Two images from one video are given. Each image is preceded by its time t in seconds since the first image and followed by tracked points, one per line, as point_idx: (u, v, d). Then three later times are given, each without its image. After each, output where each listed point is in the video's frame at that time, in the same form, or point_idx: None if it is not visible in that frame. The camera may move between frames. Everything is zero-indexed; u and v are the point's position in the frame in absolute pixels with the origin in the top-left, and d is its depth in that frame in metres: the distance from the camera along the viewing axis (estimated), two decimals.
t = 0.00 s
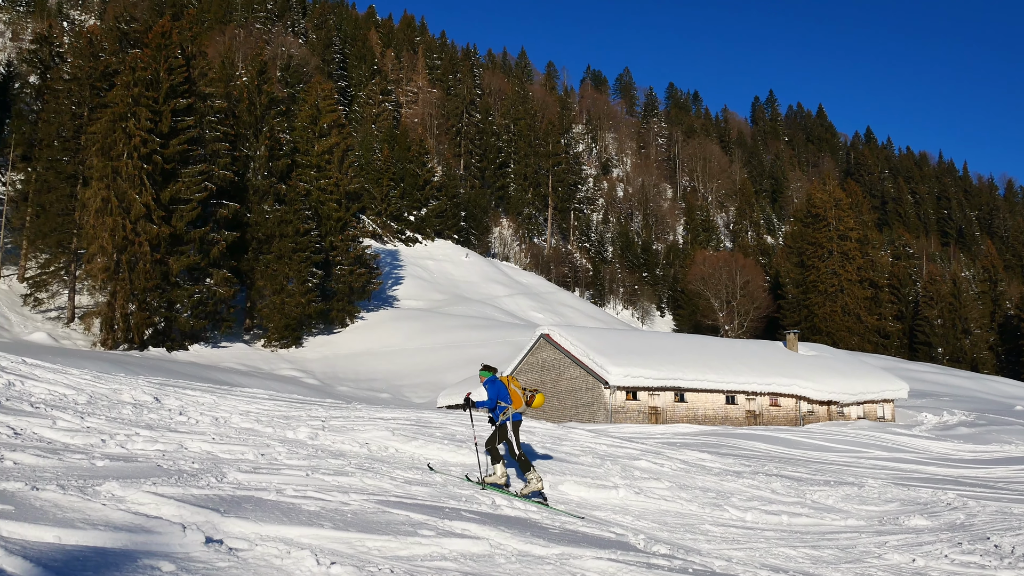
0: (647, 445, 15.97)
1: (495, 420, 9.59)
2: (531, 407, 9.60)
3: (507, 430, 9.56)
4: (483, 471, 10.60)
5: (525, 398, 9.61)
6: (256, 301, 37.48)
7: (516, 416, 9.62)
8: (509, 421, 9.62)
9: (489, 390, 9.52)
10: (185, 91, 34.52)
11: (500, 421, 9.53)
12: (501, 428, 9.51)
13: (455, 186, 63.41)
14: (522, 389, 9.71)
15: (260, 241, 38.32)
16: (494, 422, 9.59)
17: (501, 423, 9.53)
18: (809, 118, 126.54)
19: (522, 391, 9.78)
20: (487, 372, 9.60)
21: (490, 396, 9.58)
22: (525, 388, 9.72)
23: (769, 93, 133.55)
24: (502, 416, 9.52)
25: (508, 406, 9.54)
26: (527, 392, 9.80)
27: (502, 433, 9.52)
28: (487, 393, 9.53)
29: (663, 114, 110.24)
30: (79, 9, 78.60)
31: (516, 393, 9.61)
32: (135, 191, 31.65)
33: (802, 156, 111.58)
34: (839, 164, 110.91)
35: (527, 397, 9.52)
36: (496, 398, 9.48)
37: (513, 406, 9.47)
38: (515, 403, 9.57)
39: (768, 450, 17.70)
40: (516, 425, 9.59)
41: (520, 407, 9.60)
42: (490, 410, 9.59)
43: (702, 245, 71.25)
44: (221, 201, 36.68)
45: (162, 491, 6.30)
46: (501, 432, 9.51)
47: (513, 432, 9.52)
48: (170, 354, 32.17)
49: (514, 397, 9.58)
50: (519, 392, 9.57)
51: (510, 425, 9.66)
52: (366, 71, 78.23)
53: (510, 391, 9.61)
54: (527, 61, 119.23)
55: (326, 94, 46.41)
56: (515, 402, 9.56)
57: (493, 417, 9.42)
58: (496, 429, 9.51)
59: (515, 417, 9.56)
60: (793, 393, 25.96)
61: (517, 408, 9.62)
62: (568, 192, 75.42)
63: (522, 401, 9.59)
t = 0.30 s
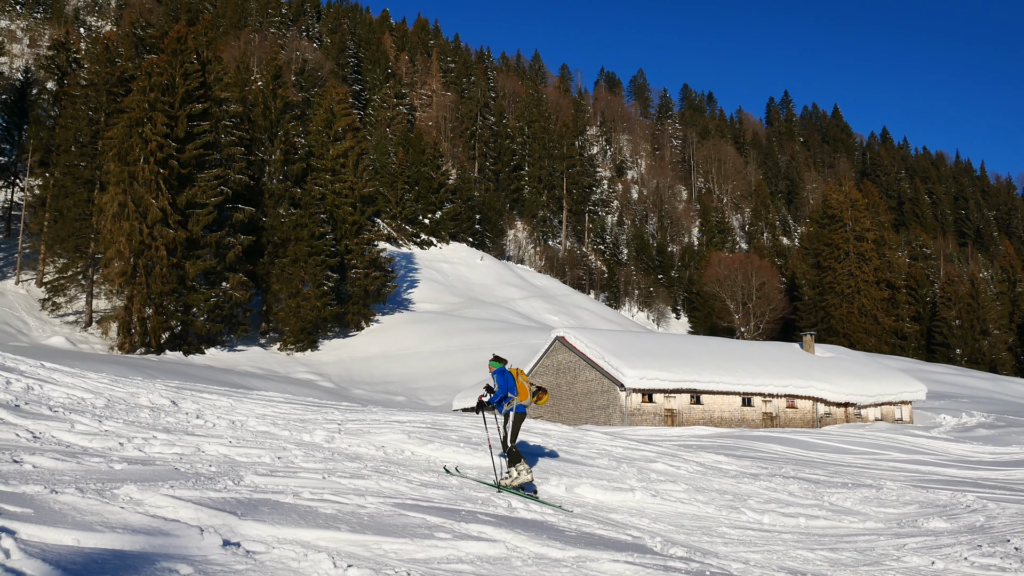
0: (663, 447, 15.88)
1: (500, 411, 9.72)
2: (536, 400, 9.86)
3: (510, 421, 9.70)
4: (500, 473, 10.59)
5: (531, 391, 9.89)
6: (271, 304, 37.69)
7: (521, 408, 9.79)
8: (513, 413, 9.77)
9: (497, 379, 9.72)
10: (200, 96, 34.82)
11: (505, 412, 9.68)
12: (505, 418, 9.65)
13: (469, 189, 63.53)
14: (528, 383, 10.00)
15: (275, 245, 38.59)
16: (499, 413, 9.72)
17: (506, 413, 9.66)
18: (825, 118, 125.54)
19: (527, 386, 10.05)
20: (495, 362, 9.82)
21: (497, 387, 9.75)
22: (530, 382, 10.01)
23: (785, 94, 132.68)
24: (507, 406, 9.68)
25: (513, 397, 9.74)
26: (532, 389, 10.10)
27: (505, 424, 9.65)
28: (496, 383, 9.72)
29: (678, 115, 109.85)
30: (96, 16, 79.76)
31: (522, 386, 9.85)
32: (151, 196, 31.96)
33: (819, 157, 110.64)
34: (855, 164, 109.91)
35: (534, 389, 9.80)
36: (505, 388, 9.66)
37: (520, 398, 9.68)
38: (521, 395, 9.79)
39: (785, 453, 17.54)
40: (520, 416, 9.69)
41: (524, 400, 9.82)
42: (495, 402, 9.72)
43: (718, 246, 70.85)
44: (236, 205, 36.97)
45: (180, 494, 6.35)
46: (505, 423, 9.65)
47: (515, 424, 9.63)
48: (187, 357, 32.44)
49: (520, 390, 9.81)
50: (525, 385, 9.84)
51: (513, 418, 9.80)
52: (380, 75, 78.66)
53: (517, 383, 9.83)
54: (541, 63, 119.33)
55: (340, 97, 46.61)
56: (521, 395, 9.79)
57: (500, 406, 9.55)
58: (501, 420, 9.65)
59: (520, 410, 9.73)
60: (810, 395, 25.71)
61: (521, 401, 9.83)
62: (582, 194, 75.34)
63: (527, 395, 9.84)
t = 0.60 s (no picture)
0: (679, 449, 15.78)
1: (507, 413, 9.68)
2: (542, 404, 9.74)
3: (515, 423, 9.64)
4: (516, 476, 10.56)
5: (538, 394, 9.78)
6: (287, 308, 37.91)
7: (527, 411, 9.70)
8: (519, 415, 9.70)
9: (504, 381, 9.67)
10: (215, 100, 35.11)
11: (511, 414, 9.63)
12: (510, 421, 9.62)
13: (484, 192, 63.77)
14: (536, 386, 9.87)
15: (291, 248, 38.85)
16: (505, 415, 9.68)
17: (511, 415, 9.61)
18: (840, 119, 124.61)
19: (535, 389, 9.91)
20: (503, 364, 9.74)
21: (503, 389, 9.70)
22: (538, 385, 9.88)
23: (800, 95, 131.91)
24: (513, 409, 9.61)
25: (520, 400, 9.64)
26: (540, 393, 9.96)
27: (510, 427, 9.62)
28: (502, 385, 9.67)
29: (692, 117, 109.49)
30: (112, 22, 80.72)
31: (530, 389, 9.73)
32: (167, 200, 32.27)
33: (834, 158, 109.78)
34: (871, 165, 108.96)
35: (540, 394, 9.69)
36: (511, 390, 9.60)
37: (526, 401, 9.57)
38: (528, 398, 9.68)
39: (802, 455, 17.36)
40: (525, 420, 9.61)
41: (531, 404, 9.71)
42: (502, 403, 9.69)
43: (733, 247, 70.50)
44: (252, 209, 37.27)
45: (197, 498, 6.38)
46: (510, 425, 9.61)
47: (519, 426, 9.55)
48: (203, 361, 32.69)
49: (527, 393, 9.70)
50: (532, 389, 9.71)
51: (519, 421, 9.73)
52: (394, 78, 79.17)
53: (524, 385, 9.72)
54: (554, 65, 119.40)
55: (355, 102, 46.91)
56: (527, 398, 9.67)
57: (505, 408, 9.52)
58: (506, 421, 9.65)
59: (526, 413, 9.64)
60: (827, 397, 25.47)
61: (528, 405, 9.72)
62: (597, 197, 75.20)
63: (534, 398, 9.73)
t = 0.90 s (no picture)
0: (695, 452, 15.66)
1: (506, 419, 9.68)
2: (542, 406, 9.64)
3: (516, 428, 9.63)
4: (532, 479, 10.52)
5: (536, 397, 9.68)
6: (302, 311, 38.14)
7: (526, 415, 9.66)
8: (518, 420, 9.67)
9: (500, 387, 9.64)
10: (231, 105, 35.40)
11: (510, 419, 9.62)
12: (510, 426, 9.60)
13: (498, 195, 63.90)
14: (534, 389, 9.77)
15: (306, 252, 39.13)
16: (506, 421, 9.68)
17: (511, 421, 9.60)
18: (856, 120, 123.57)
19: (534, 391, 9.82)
20: (497, 370, 9.68)
21: (500, 395, 9.66)
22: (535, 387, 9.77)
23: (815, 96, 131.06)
24: (512, 414, 9.59)
25: (517, 405, 9.59)
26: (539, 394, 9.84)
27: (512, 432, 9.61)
28: (499, 392, 9.64)
29: (706, 119, 108.97)
30: (129, 28, 81.71)
31: (527, 393, 9.64)
32: (184, 205, 32.55)
33: (849, 158, 108.84)
34: (888, 165, 107.89)
35: (537, 397, 9.58)
36: (508, 397, 9.56)
37: (523, 406, 9.51)
38: (525, 402, 9.61)
39: (820, 457, 17.17)
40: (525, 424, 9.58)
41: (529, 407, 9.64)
42: (501, 409, 9.66)
43: (749, 249, 70.04)
44: (267, 213, 37.58)
45: (215, 501, 6.41)
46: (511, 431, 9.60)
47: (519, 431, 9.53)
48: (220, 364, 32.92)
49: (524, 397, 9.63)
50: (529, 393, 9.62)
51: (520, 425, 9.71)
52: (408, 81, 79.64)
53: (521, 390, 9.65)
54: (568, 68, 119.43)
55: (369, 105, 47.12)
56: (525, 402, 9.60)
57: (503, 415, 9.50)
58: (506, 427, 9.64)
59: (525, 417, 9.61)
60: (844, 398, 25.20)
61: (526, 408, 9.67)
62: (611, 199, 74.97)
63: (532, 401, 9.65)
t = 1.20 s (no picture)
0: (711, 454, 15.54)
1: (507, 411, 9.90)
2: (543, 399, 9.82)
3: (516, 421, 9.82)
4: (548, 481, 10.50)
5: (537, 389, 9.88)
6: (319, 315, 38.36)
7: (527, 407, 9.84)
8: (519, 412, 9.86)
9: (502, 379, 9.87)
10: (246, 109, 35.64)
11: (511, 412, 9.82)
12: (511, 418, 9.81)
13: (512, 197, 64.01)
14: (535, 381, 9.98)
15: (321, 255, 39.50)
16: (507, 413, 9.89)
17: (512, 413, 9.79)
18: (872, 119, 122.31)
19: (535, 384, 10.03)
20: (499, 362, 9.92)
21: (501, 386, 9.88)
22: (536, 380, 9.98)
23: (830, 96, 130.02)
24: (513, 406, 9.80)
25: (518, 397, 9.80)
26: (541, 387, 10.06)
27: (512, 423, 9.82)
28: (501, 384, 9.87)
29: (721, 120, 108.39)
30: (145, 34, 82.74)
31: (528, 385, 9.86)
32: (200, 209, 32.82)
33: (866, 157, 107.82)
34: (905, 165, 106.75)
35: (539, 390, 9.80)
36: (509, 389, 9.79)
37: (524, 398, 9.72)
38: (526, 394, 9.82)
39: (838, 459, 16.98)
40: (526, 416, 9.77)
41: (530, 400, 9.84)
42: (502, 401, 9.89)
43: (764, 250, 69.55)
44: (282, 216, 37.89)
45: (233, 504, 6.45)
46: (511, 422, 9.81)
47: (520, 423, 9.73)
48: (236, 366, 33.18)
49: (525, 389, 9.85)
50: (530, 385, 9.83)
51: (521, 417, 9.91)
52: (422, 85, 80.08)
53: (522, 382, 9.88)
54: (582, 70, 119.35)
55: (383, 108, 47.29)
56: (526, 394, 9.81)
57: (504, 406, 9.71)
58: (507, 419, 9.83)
59: (526, 409, 9.80)
60: (861, 400, 24.94)
61: (527, 401, 9.86)
62: (626, 200, 74.68)
63: (533, 393, 9.85)
